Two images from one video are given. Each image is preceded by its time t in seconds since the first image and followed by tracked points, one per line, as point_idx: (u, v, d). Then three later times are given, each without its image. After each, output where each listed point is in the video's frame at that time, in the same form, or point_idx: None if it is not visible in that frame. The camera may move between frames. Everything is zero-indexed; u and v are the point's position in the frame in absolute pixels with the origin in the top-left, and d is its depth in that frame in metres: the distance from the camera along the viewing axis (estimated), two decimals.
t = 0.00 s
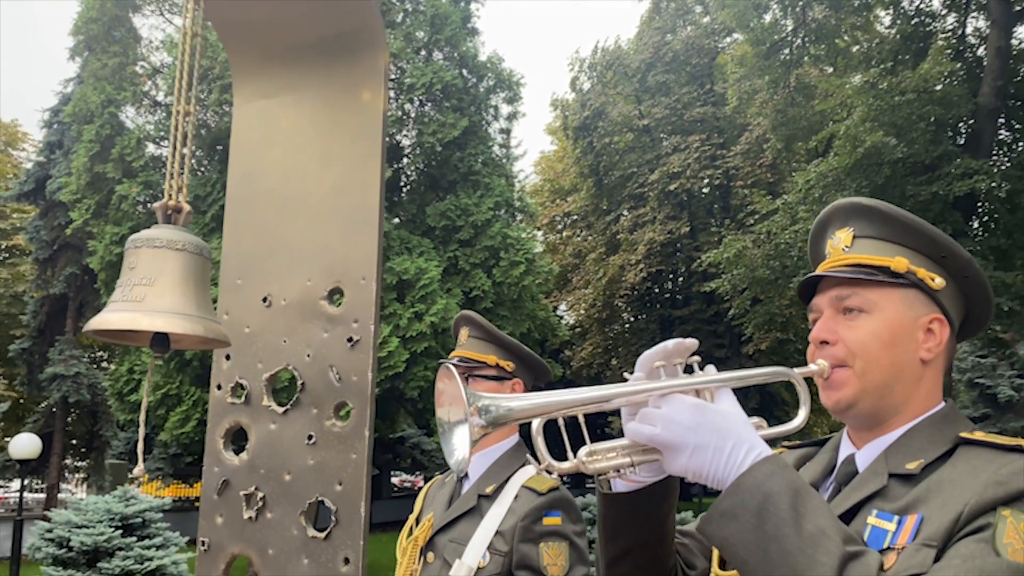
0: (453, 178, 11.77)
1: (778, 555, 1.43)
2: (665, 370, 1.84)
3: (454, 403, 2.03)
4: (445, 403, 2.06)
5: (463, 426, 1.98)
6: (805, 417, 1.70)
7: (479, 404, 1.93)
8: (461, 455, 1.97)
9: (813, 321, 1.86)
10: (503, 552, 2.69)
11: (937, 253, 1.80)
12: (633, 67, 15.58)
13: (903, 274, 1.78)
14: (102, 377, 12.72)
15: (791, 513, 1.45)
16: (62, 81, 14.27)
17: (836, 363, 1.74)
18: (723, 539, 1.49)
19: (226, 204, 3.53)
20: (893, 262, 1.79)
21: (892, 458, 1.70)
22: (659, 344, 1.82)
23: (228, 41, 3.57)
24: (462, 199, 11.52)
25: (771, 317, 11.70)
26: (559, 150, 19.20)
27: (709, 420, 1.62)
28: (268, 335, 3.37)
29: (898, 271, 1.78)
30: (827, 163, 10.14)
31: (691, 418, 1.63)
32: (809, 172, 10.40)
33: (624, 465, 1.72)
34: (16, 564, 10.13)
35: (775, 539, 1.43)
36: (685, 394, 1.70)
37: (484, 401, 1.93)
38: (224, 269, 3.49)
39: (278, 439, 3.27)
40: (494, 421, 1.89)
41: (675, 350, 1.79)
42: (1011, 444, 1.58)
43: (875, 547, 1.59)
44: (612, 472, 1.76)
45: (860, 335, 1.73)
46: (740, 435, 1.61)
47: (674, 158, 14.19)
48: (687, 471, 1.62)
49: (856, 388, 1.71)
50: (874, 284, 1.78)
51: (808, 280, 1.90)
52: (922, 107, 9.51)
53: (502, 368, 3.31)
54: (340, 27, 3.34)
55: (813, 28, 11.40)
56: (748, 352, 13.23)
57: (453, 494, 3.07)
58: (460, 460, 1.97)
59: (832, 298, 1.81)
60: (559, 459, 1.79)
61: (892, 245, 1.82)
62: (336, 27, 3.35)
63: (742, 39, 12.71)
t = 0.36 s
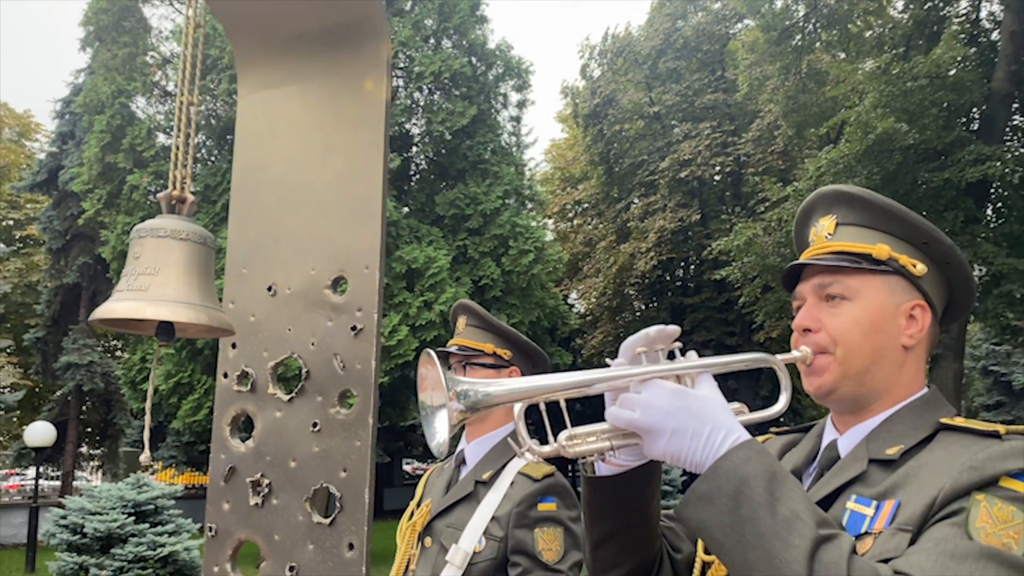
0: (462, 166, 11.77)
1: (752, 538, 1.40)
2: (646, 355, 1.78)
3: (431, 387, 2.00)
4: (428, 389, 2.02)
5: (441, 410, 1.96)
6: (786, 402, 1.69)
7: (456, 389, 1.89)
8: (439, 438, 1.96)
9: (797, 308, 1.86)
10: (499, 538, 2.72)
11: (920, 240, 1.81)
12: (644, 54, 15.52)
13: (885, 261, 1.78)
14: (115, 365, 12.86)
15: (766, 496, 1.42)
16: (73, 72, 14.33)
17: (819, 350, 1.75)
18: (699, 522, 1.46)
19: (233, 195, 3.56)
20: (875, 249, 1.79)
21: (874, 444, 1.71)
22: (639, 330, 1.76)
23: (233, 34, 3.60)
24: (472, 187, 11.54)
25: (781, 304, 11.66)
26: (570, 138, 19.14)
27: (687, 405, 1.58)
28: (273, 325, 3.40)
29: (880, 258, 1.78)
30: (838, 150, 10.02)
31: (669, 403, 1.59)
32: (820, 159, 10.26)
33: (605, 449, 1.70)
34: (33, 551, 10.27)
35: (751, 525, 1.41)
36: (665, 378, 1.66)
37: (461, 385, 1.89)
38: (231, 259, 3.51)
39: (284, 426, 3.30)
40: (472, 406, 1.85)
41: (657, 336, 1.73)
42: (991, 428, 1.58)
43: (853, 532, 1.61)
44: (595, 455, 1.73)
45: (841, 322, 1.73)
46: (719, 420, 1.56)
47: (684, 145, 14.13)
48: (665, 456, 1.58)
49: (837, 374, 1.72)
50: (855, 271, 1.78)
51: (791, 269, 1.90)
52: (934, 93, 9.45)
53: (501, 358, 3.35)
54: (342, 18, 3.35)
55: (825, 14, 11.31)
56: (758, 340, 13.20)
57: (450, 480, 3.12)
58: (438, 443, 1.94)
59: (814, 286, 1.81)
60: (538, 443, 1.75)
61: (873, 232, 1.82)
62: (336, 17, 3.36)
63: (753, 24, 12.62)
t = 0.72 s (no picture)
0: (471, 155, 11.77)
1: (724, 518, 1.38)
2: (628, 342, 1.82)
3: (410, 364, 1.95)
4: (411, 365, 1.95)
5: (419, 389, 1.92)
6: (765, 389, 1.72)
7: (437, 366, 1.89)
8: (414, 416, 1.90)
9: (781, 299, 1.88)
10: (495, 526, 2.75)
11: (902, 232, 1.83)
12: (655, 41, 15.46)
13: (867, 253, 1.80)
14: (129, 355, 12.97)
15: (739, 477, 1.40)
16: (85, 63, 14.40)
17: (800, 340, 1.77)
18: (672, 502, 1.43)
19: (238, 185, 3.58)
20: (858, 241, 1.81)
21: (852, 433, 1.73)
22: (622, 316, 1.80)
23: (237, 25, 3.61)
24: (481, 176, 11.55)
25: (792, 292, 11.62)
26: (580, 126, 19.07)
27: (664, 389, 1.58)
28: (279, 315, 3.43)
29: (862, 250, 1.80)
30: (849, 136, 9.89)
31: (647, 385, 1.59)
32: (831, 146, 10.12)
33: (583, 430, 1.68)
34: (49, 538, 10.40)
35: (723, 505, 1.39)
36: (644, 362, 1.69)
37: (442, 363, 1.89)
38: (237, 250, 3.54)
39: (290, 415, 3.33)
40: (453, 384, 1.86)
41: (640, 322, 1.77)
42: (964, 418, 1.60)
43: (829, 518, 1.63)
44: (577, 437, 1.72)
45: (824, 313, 1.76)
46: (696, 404, 1.56)
47: (695, 133, 14.05)
48: (642, 438, 1.58)
49: (817, 364, 1.75)
50: (839, 263, 1.80)
51: (776, 260, 1.92)
52: (947, 78, 9.35)
53: (498, 349, 3.37)
54: (345, 10, 3.36)
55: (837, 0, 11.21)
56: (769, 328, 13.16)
57: (448, 469, 3.15)
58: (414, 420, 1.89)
59: (797, 277, 1.83)
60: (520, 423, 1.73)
61: (857, 224, 1.84)
62: (340, 9, 3.37)
63: (764, 10, 12.52)
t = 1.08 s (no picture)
0: (478, 145, 11.77)
1: (704, 508, 1.32)
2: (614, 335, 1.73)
3: (400, 362, 2.00)
4: (399, 362, 2.01)
5: (407, 385, 1.96)
6: (748, 379, 1.71)
7: (422, 362, 1.93)
8: (405, 412, 1.95)
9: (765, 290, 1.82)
10: (492, 513, 2.72)
11: (885, 222, 1.76)
12: (664, 29, 15.41)
13: (850, 244, 1.73)
14: (140, 346, 13.05)
15: (717, 467, 1.34)
16: (95, 55, 14.46)
17: (784, 331, 1.70)
18: (651, 491, 1.37)
19: (240, 177, 3.59)
20: (841, 232, 1.74)
21: (835, 422, 1.68)
22: (606, 309, 1.72)
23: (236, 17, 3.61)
24: (488, 166, 11.56)
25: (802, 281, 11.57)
26: (589, 115, 18.99)
27: (647, 380, 1.49)
28: (282, 306, 3.46)
29: (846, 241, 1.73)
30: (858, 125, 9.79)
31: (629, 378, 1.51)
32: (839, 134, 10.01)
33: (568, 423, 1.67)
34: (63, 526, 10.51)
35: (701, 493, 1.33)
36: (627, 355, 1.61)
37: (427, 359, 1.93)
38: (240, 241, 3.55)
39: (294, 405, 3.37)
40: (437, 379, 1.91)
41: (624, 314, 1.69)
42: (941, 407, 1.55)
43: (809, 506, 1.59)
44: (563, 428, 1.71)
45: (807, 304, 1.69)
46: (680, 396, 1.47)
47: (704, 121, 13.97)
48: (625, 431, 1.49)
49: (800, 355, 1.68)
50: (822, 255, 1.73)
51: (760, 252, 1.85)
52: (958, 65, 9.26)
53: (495, 340, 3.38)
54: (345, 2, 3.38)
55: None
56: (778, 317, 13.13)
57: (447, 457, 3.09)
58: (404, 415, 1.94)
59: (781, 268, 1.76)
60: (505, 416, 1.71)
61: (841, 216, 1.78)
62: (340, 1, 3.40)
63: None
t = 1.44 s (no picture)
0: (483, 137, 11.77)
1: (677, 489, 1.33)
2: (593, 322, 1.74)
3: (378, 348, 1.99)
4: (378, 348, 2.00)
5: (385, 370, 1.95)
6: (727, 364, 1.72)
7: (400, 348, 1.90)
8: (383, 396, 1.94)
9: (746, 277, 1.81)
10: (487, 497, 2.63)
11: (865, 210, 1.75)
12: (670, 19, 15.33)
13: (830, 232, 1.72)
14: (148, 337, 13.14)
15: (692, 451, 1.34)
16: (101, 48, 14.51)
17: (764, 317, 1.70)
18: (627, 473, 1.38)
19: (244, 170, 3.63)
20: (820, 220, 1.73)
21: (812, 407, 1.66)
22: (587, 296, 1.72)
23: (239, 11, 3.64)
24: (493, 158, 11.57)
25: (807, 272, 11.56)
26: (596, 106, 18.94)
27: (627, 366, 1.52)
28: (285, 296, 3.49)
29: (825, 229, 1.72)
30: (864, 115, 9.71)
31: (609, 363, 1.53)
32: (844, 124, 9.97)
33: (549, 408, 1.69)
34: (73, 516, 10.61)
35: (675, 475, 1.33)
36: (605, 341, 1.62)
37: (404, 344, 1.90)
38: (244, 233, 3.59)
39: (297, 394, 3.41)
40: (418, 366, 1.86)
41: (605, 301, 1.69)
42: (912, 391, 1.56)
43: (786, 489, 1.57)
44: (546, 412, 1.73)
45: (785, 291, 1.69)
46: (657, 380, 1.49)
47: (711, 112, 13.91)
48: (604, 415, 1.52)
49: (780, 340, 1.69)
50: (802, 243, 1.72)
51: (741, 239, 1.84)
52: (964, 54, 9.19)
53: (492, 328, 3.40)
54: None
55: None
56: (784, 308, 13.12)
57: (444, 445, 3.07)
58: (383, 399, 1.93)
59: (761, 255, 1.75)
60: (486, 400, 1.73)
61: (820, 204, 1.76)
62: None
63: None
